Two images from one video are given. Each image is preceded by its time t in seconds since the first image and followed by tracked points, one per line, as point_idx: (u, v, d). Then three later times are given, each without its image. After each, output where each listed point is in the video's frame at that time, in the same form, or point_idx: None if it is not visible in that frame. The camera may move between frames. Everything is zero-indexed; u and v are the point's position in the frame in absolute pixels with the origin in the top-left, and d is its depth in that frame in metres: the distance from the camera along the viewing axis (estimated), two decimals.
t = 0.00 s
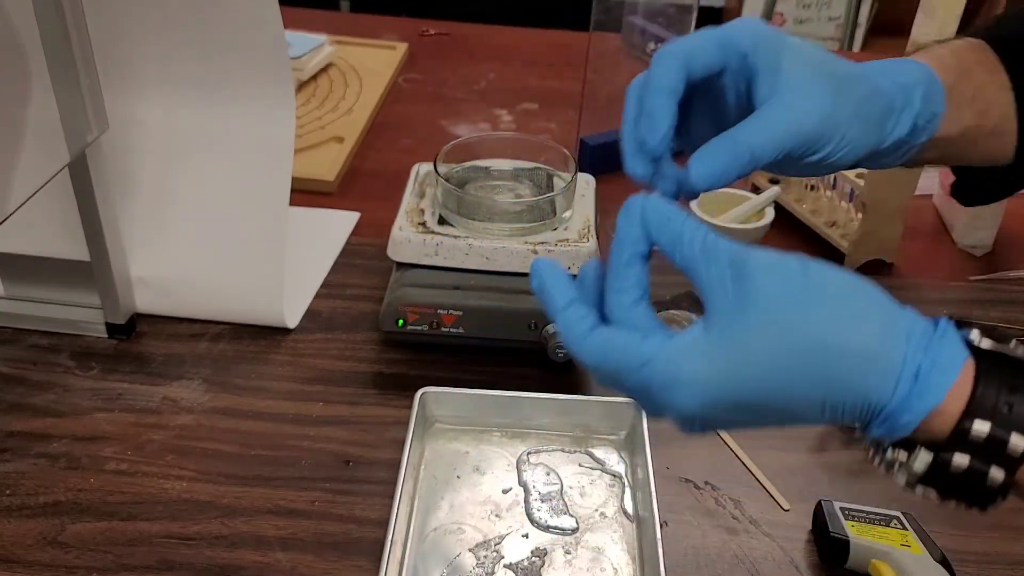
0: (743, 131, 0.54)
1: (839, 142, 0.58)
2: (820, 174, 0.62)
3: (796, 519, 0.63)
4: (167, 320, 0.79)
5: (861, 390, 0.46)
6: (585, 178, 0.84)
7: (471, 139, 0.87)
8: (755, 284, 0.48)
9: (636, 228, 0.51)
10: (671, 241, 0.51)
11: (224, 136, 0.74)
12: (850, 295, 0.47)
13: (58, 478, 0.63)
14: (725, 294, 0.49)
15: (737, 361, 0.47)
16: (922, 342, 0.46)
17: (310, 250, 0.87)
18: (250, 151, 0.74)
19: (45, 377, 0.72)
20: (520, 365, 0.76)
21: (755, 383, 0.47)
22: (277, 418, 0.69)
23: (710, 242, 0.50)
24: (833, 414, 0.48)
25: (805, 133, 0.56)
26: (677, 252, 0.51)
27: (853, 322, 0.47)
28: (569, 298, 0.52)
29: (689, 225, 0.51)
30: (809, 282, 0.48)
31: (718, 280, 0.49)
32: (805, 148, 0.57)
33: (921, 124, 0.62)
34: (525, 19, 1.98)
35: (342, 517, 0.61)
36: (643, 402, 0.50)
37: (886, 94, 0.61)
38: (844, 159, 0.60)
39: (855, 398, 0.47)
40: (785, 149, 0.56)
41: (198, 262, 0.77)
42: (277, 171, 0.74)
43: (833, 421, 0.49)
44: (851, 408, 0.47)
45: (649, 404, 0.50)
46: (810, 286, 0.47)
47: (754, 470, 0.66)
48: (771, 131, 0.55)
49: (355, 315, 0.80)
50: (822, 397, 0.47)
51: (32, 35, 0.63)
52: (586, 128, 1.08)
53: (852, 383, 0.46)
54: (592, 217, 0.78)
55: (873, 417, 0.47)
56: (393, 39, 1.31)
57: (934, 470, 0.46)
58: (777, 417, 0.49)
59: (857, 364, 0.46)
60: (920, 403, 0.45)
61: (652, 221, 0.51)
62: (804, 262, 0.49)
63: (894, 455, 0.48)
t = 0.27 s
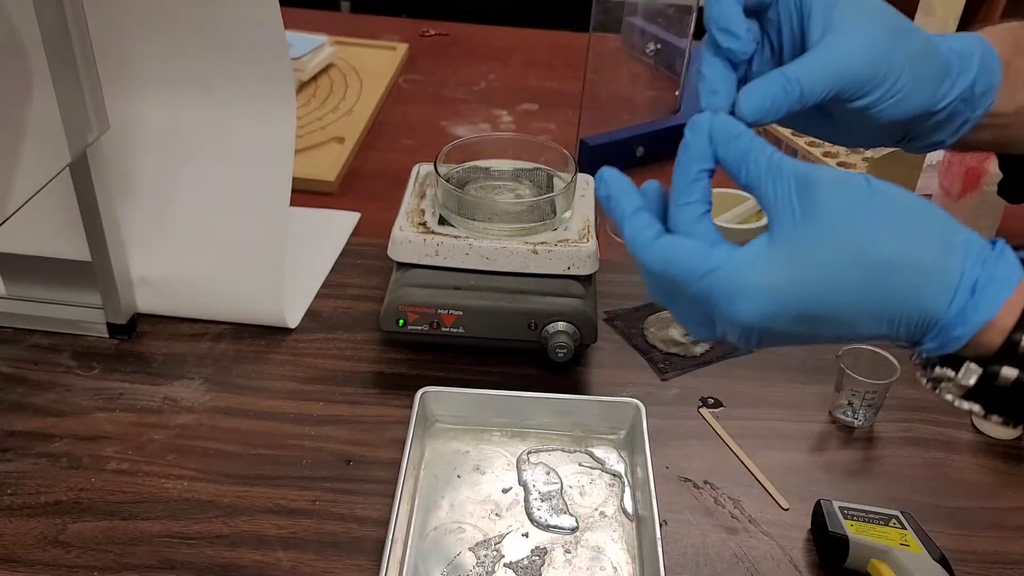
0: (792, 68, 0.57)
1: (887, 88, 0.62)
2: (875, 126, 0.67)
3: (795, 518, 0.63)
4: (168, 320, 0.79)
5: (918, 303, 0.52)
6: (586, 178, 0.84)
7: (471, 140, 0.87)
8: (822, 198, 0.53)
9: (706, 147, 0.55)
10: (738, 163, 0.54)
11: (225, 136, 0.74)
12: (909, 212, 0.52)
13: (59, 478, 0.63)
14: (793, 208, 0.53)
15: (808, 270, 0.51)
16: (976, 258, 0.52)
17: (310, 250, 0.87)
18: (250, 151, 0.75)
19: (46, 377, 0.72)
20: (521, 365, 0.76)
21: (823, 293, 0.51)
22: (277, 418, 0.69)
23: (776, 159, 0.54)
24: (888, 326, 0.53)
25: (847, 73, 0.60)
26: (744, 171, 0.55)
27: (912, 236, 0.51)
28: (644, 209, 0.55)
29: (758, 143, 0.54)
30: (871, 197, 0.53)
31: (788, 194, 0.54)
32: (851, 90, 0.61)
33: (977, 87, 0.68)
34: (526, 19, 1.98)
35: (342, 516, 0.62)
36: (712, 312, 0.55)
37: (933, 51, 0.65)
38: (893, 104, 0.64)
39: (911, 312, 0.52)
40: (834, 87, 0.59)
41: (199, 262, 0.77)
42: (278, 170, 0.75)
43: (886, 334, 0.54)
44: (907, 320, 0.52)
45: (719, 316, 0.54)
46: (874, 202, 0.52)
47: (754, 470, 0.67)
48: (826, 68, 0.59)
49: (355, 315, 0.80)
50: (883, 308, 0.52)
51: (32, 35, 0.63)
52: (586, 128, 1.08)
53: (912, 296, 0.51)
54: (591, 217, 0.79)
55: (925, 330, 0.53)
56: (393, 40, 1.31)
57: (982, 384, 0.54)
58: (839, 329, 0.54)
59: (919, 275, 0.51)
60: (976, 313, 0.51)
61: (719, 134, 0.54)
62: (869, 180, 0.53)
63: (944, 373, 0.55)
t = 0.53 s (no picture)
0: (826, 43, 0.58)
1: (920, 65, 0.63)
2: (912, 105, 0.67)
3: (794, 517, 0.63)
4: (169, 320, 0.79)
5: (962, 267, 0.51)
6: (586, 178, 0.84)
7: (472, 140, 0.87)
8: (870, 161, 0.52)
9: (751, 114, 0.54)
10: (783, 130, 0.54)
11: (226, 136, 0.75)
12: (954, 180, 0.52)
13: (60, 478, 0.64)
14: (840, 174, 0.52)
15: (859, 229, 0.50)
16: (1016, 228, 0.52)
17: (311, 250, 0.87)
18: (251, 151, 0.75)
19: (47, 377, 0.72)
20: (520, 365, 0.76)
21: (871, 252, 0.50)
22: (278, 417, 0.70)
23: (821, 128, 0.53)
24: (933, 289, 0.52)
25: (882, 49, 0.60)
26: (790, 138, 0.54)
27: (956, 202, 0.51)
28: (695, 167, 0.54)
29: (800, 111, 0.54)
30: (917, 163, 0.52)
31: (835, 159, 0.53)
32: (886, 65, 0.61)
33: (1011, 70, 0.68)
34: (527, 19, 1.98)
35: (343, 516, 0.62)
36: (757, 274, 0.53)
37: (963, 32, 0.66)
38: (927, 82, 0.64)
39: (956, 277, 0.51)
40: (870, 62, 0.60)
41: (201, 262, 0.77)
42: (279, 170, 0.75)
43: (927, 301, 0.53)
44: (950, 283, 0.52)
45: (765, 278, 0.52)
46: (918, 166, 0.52)
47: (753, 469, 0.67)
48: (865, 40, 0.59)
49: (356, 315, 0.81)
50: (929, 271, 0.51)
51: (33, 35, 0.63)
52: (585, 129, 1.09)
53: (955, 260, 0.51)
54: (591, 217, 0.79)
55: (966, 296, 0.53)
56: (393, 41, 1.31)
57: (1018, 347, 0.54)
58: (884, 293, 0.52)
59: (963, 240, 0.51)
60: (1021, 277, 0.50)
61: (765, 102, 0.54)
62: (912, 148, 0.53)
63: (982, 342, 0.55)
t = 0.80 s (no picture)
0: None
1: (961, 18, 0.56)
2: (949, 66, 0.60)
3: (794, 517, 0.63)
4: (169, 320, 0.79)
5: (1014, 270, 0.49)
6: (586, 178, 0.84)
7: (472, 140, 0.87)
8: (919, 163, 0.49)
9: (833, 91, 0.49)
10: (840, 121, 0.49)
11: (225, 136, 0.75)
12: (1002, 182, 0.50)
13: (60, 477, 0.63)
14: (892, 171, 0.49)
15: (913, 231, 0.47)
16: None
17: (311, 250, 0.87)
18: (251, 151, 0.75)
19: (47, 376, 0.72)
20: (520, 365, 0.76)
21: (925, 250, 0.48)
22: (278, 417, 0.70)
23: (872, 123, 0.49)
24: (982, 293, 0.50)
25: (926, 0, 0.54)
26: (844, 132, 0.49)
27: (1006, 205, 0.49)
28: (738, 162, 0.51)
29: (858, 103, 0.49)
30: (961, 166, 0.50)
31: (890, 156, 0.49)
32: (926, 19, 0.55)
33: None
34: (527, 20, 1.98)
35: (343, 515, 0.62)
36: (798, 276, 0.50)
37: None
38: (969, 39, 0.57)
39: (1007, 281, 0.49)
40: (913, 18, 0.54)
41: (201, 262, 0.77)
42: (279, 170, 0.75)
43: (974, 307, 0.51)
44: (1000, 287, 0.49)
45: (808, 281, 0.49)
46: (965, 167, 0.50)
47: (753, 469, 0.67)
48: None
49: (356, 315, 0.81)
50: (978, 274, 0.49)
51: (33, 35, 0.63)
52: (585, 129, 1.09)
53: (1006, 262, 0.49)
54: (591, 217, 0.79)
55: (1013, 302, 0.50)
56: (393, 41, 1.32)
57: None
58: (932, 294, 0.49)
59: (1015, 242, 0.49)
60: None
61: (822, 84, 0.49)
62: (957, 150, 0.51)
63: None
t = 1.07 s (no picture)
0: None
1: None
2: None
3: (794, 517, 0.63)
4: (168, 320, 0.79)
5: None
6: (586, 178, 0.84)
7: (471, 140, 0.87)
8: (980, 289, 0.51)
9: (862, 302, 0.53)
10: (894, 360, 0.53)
11: (225, 136, 0.75)
12: None
13: (60, 477, 0.63)
14: (970, 289, 0.52)
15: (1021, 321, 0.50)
16: None
17: (311, 251, 0.87)
18: (251, 151, 0.75)
19: (46, 376, 0.72)
20: (520, 365, 0.76)
21: None
22: (278, 417, 0.70)
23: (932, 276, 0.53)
24: None
25: None
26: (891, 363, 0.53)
27: None
28: (856, 317, 0.53)
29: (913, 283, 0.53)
30: None
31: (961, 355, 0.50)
32: None
33: None
34: (528, 20, 1.99)
35: (343, 515, 0.62)
36: (990, 403, 0.49)
37: None
38: None
39: None
40: None
41: (201, 262, 0.77)
42: (279, 170, 0.75)
43: None
44: None
45: (997, 420, 0.49)
46: None
47: (753, 469, 0.67)
48: None
49: (356, 315, 0.81)
50: None
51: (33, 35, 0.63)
52: (585, 129, 1.09)
53: None
54: (592, 217, 0.79)
55: None
56: (393, 41, 1.32)
57: None
58: None
59: None
60: None
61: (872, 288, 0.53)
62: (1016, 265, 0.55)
63: None
